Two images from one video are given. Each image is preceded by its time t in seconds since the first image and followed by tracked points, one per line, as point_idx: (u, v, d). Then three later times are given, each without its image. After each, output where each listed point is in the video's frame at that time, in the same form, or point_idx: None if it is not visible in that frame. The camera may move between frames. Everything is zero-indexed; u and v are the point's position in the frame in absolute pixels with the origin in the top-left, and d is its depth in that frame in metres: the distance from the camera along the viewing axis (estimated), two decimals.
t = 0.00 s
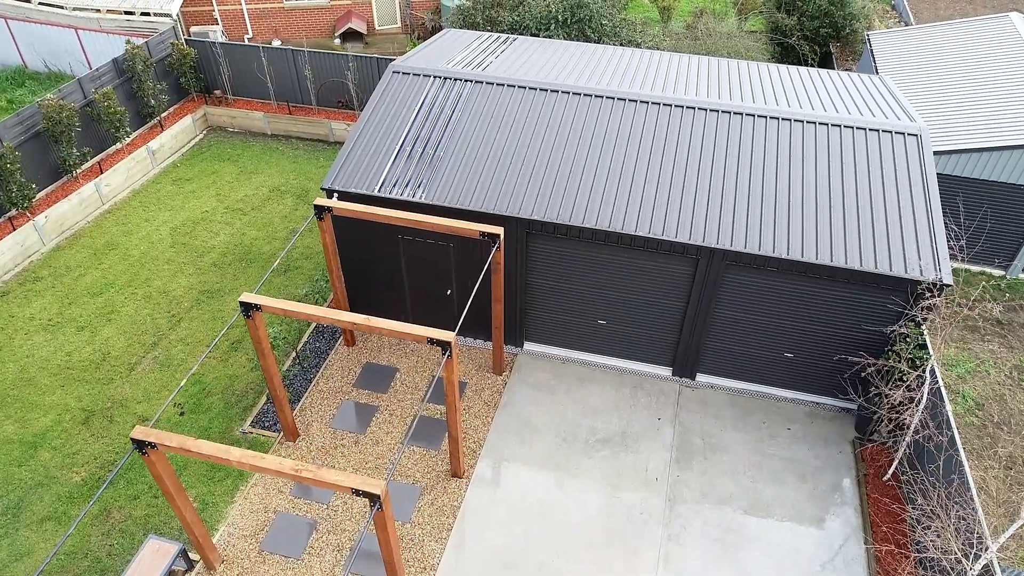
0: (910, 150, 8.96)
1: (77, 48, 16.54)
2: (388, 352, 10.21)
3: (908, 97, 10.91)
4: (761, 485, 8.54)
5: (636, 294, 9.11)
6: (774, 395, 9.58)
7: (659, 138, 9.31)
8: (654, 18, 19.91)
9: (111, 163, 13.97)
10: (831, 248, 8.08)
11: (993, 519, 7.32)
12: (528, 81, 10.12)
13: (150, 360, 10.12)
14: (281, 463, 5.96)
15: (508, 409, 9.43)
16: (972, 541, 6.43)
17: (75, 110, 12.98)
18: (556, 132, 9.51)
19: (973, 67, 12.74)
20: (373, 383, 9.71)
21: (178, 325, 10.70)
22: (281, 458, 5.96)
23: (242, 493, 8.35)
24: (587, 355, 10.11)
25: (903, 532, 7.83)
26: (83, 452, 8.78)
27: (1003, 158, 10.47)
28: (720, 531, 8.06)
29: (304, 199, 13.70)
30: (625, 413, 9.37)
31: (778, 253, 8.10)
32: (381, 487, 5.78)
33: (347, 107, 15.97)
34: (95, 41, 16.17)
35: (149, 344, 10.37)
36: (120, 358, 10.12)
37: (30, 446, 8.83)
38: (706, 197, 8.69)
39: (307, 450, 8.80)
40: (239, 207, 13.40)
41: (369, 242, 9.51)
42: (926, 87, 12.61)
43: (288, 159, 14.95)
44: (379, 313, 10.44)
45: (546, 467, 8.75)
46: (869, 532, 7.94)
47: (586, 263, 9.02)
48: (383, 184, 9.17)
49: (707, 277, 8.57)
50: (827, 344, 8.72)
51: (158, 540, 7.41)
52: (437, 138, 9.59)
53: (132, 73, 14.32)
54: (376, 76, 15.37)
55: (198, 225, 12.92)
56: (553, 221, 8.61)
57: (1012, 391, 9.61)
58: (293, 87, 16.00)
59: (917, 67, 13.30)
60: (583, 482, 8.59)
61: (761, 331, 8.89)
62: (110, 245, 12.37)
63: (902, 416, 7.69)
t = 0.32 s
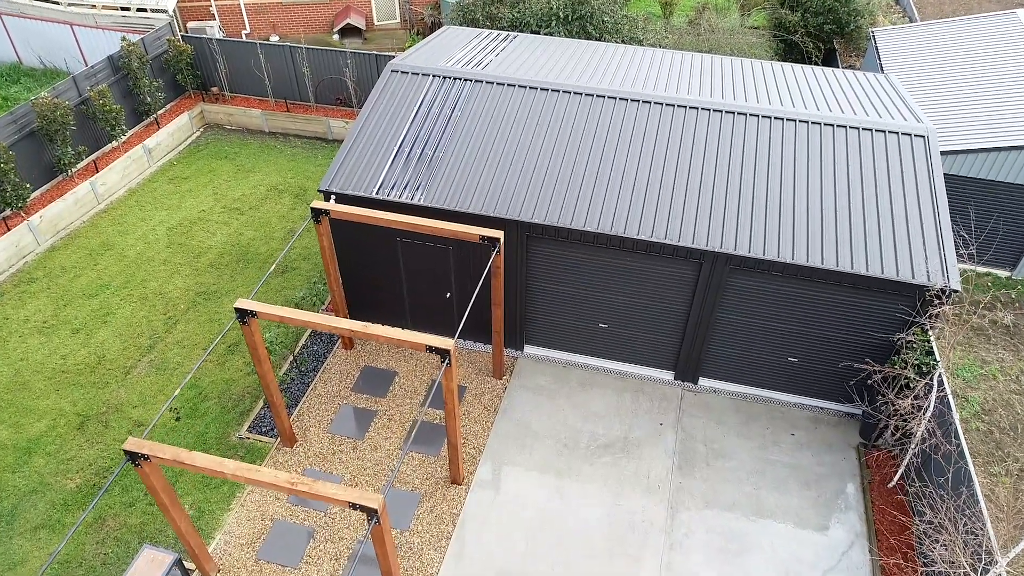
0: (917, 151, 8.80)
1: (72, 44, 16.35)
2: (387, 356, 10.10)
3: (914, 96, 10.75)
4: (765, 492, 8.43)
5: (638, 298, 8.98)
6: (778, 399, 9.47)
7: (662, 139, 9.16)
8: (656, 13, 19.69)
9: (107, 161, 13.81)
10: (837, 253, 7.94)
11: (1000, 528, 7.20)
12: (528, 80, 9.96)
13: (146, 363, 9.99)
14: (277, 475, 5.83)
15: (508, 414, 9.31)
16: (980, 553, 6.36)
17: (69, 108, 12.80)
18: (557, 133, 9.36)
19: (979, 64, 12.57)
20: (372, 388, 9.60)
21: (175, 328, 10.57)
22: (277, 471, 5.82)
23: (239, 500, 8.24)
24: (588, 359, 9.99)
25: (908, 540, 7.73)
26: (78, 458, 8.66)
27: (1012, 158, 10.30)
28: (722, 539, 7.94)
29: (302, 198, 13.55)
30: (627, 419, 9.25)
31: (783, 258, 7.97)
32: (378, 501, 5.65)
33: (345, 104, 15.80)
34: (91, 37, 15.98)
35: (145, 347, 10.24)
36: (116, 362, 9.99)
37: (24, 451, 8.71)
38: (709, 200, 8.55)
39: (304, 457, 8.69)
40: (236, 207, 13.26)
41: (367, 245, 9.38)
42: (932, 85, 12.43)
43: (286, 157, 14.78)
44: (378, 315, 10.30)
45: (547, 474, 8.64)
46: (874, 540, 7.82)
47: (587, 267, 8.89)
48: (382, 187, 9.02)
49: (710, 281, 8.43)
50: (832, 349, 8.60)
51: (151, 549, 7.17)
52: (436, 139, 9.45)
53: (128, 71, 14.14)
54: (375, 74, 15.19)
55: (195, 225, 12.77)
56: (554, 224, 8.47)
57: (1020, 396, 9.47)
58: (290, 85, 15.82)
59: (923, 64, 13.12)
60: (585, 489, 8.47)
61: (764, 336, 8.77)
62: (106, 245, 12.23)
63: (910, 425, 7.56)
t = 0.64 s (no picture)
0: (922, 153, 8.63)
1: (66, 41, 16.14)
2: (383, 361, 9.97)
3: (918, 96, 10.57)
4: (766, 501, 8.30)
5: (637, 303, 8.83)
6: (780, 405, 9.34)
7: (663, 141, 8.99)
8: (657, 9, 19.45)
9: (100, 161, 13.64)
10: (841, 259, 7.78)
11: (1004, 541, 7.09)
12: (526, 80, 9.79)
13: (139, 369, 9.85)
14: (268, 491, 5.69)
15: (506, 421, 9.17)
16: (987, 571, 6.27)
17: (61, 108, 12.62)
18: (556, 135, 9.19)
19: (984, 63, 12.39)
20: (368, 393, 9.48)
21: (168, 332, 10.43)
22: (268, 488, 5.69)
23: (233, 511, 8.12)
24: (587, 364, 9.85)
25: (912, 552, 7.63)
26: (69, 466, 8.53)
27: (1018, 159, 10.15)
28: (723, 550, 7.82)
29: (298, 198, 13.39)
30: (626, 425, 9.12)
31: (786, 264, 7.80)
32: (372, 518, 5.52)
33: (342, 103, 15.62)
34: (84, 34, 15.76)
35: (138, 352, 10.10)
36: (108, 367, 9.85)
37: (14, 460, 8.59)
38: (711, 204, 8.38)
39: (299, 465, 8.56)
40: (232, 207, 13.10)
41: (362, 249, 9.24)
42: (937, 83, 12.26)
43: (282, 157, 14.61)
44: (374, 319, 10.15)
45: (545, 483, 8.50)
46: (878, 551, 7.70)
47: (586, 273, 8.74)
48: (377, 191, 8.85)
49: (711, 286, 8.28)
50: (834, 356, 8.46)
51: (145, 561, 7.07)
52: (432, 141, 9.27)
53: (121, 69, 13.95)
54: (372, 71, 15.01)
55: (190, 227, 12.61)
56: (552, 228, 8.31)
57: None
58: (286, 83, 15.64)
59: (927, 62, 12.94)
60: (584, 498, 8.35)
61: (766, 342, 8.62)
62: (99, 247, 12.07)
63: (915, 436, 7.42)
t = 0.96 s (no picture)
0: (926, 158, 8.46)
1: (59, 40, 15.92)
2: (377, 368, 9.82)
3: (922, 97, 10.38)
4: (766, 513, 8.16)
5: (636, 311, 8.67)
6: (780, 414, 9.20)
7: (661, 146, 8.82)
8: (657, 6, 19.23)
9: (92, 163, 13.46)
10: (843, 268, 7.62)
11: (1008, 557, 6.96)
12: (522, 83, 9.61)
13: (130, 376, 9.70)
14: (255, 512, 5.55)
15: (502, 430, 9.03)
16: None
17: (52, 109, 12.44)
18: (552, 139, 9.01)
19: (988, 62, 12.20)
20: (362, 402, 9.34)
21: (160, 339, 10.28)
22: (255, 508, 5.55)
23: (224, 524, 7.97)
24: (584, 372, 9.71)
25: (913, 566, 7.49)
26: (57, 477, 8.40)
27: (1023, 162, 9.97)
28: (722, 564, 7.67)
29: (292, 200, 13.21)
30: (624, 435, 8.98)
31: (786, 273, 7.64)
32: (361, 540, 5.37)
33: (338, 102, 15.42)
34: (76, 33, 15.55)
35: (129, 359, 9.96)
36: (99, 374, 9.70)
37: (2, 471, 8.45)
38: (710, 211, 8.22)
39: (291, 476, 8.43)
40: (225, 209, 12.93)
41: (356, 256, 9.08)
42: (939, 83, 12.08)
43: (276, 157, 14.42)
44: (368, 325, 9.99)
45: (540, 494, 8.37)
46: (879, 564, 7.55)
47: (583, 281, 8.59)
48: (370, 197, 8.69)
49: (710, 295, 8.12)
50: (835, 365, 8.32)
51: None
52: (426, 146, 9.10)
53: (113, 68, 13.75)
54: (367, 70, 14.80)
55: (182, 229, 12.44)
56: (548, 236, 8.14)
57: None
58: (281, 82, 15.46)
59: (929, 62, 12.74)
60: (581, 511, 8.20)
61: (766, 351, 8.48)
62: (90, 250, 11.91)
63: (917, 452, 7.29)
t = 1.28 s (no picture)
0: (929, 162, 8.31)
1: (50, 38, 15.73)
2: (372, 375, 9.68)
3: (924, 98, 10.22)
4: (766, 524, 8.04)
5: (634, 318, 8.53)
6: (780, 422, 9.08)
7: (660, 150, 8.66)
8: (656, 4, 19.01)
9: (84, 164, 13.30)
10: (845, 276, 7.47)
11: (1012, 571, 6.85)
12: (519, 84, 9.44)
13: (121, 383, 9.56)
14: (242, 532, 5.42)
15: (499, 439, 8.90)
16: None
17: (42, 109, 12.26)
18: (549, 142, 8.86)
19: (992, 61, 12.03)
20: (356, 410, 9.22)
21: (151, 344, 10.14)
22: (242, 528, 5.42)
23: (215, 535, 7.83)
24: (582, 379, 9.58)
25: None
26: (46, 488, 8.27)
27: None
28: None
29: (287, 201, 13.05)
30: (622, 444, 8.85)
31: (787, 281, 7.49)
32: (349, 560, 5.24)
33: (333, 101, 15.25)
34: (68, 31, 15.36)
35: (120, 365, 9.82)
36: (89, 381, 9.57)
37: None
38: (709, 217, 8.06)
39: (284, 486, 8.30)
40: (219, 210, 12.78)
41: (350, 262, 8.94)
42: (943, 83, 11.91)
43: (271, 157, 14.25)
44: (363, 331, 9.85)
45: (536, 504, 8.24)
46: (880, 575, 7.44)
47: (580, 287, 8.44)
48: (363, 203, 8.52)
49: (709, 302, 7.97)
50: (836, 373, 8.18)
51: None
52: (421, 150, 8.94)
53: (105, 68, 13.56)
54: (362, 69, 14.63)
55: (175, 232, 12.29)
56: (544, 242, 7.99)
57: None
58: (275, 81, 15.27)
59: (933, 61, 12.57)
60: (577, 521, 8.08)
61: (766, 359, 8.34)
62: (82, 253, 11.76)
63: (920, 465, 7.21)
